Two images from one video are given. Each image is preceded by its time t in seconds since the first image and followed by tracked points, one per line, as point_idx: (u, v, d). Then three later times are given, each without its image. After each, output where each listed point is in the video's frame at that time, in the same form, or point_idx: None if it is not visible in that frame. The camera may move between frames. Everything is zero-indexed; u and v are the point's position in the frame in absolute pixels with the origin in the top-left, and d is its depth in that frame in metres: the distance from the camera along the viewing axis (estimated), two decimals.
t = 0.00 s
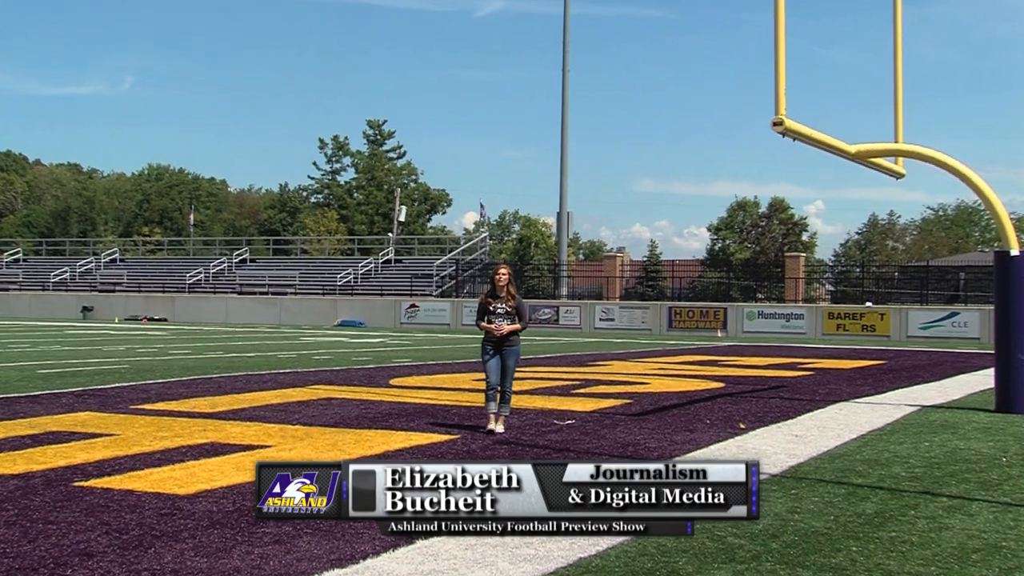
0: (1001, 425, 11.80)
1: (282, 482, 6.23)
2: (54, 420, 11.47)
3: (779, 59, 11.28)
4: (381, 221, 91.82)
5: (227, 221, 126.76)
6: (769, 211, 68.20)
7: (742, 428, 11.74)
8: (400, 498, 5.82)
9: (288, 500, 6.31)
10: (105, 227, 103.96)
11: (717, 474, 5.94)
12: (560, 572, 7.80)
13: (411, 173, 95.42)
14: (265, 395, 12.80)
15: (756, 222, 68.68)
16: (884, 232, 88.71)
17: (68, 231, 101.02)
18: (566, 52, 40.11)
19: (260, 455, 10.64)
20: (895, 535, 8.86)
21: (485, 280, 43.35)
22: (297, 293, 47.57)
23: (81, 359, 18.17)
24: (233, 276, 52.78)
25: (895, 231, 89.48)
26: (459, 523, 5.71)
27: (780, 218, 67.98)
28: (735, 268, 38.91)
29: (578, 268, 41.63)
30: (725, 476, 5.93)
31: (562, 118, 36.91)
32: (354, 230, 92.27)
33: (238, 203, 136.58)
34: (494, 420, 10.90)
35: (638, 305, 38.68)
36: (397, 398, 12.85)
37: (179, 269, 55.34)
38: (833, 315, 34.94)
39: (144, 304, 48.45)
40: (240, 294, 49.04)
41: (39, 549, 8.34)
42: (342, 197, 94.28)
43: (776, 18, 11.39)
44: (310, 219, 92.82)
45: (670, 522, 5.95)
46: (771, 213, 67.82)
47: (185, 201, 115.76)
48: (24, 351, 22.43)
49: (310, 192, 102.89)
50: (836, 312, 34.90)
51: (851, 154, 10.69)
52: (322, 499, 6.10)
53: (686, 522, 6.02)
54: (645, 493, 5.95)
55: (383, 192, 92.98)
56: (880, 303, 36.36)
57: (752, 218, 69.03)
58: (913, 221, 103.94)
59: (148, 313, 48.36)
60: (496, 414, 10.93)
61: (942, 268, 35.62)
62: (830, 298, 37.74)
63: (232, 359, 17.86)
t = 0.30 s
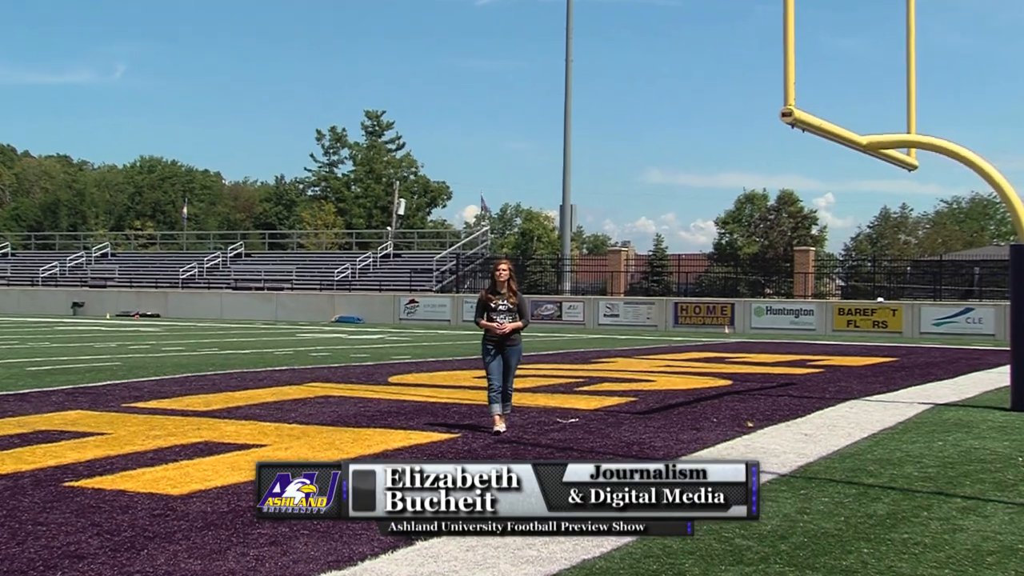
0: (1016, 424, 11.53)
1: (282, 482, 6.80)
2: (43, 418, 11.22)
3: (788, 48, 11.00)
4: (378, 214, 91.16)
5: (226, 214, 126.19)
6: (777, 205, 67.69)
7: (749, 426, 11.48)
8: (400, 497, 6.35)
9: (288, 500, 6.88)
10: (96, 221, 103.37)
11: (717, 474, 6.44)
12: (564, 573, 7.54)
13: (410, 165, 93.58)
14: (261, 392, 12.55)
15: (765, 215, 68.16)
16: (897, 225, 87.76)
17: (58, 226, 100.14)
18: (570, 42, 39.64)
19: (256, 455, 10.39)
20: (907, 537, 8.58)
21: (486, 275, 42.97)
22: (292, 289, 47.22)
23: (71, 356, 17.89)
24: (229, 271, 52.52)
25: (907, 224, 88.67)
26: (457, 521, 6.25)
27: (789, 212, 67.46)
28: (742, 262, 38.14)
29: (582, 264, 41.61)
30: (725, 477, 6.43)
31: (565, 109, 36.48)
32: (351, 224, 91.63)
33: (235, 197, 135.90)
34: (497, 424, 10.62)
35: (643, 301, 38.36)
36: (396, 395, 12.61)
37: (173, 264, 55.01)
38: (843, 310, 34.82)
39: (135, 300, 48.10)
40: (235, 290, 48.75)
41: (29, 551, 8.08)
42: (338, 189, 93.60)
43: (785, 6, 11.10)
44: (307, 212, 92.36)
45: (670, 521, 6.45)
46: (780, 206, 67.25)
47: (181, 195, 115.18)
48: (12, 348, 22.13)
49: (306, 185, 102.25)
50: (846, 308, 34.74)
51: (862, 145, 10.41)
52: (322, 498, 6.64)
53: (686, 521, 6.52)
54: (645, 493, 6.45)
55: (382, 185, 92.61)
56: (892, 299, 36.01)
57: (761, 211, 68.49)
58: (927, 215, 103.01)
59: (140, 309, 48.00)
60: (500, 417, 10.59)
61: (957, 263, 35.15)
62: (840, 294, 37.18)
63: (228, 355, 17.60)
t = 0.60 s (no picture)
0: None
1: (282, 482, 6.56)
2: (30, 419, 10.94)
3: (797, 38, 10.70)
4: (375, 208, 90.80)
5: (223, 209, 125.89)
6: (785, 199, 67.21)
7: (756, 427, 11.19)
8: (400, 497, 6.13)
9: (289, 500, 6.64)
10: (85, 215, 103.00)
11: (717, 474, 6.21)
12: None
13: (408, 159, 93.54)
14: (255, 392, 12.27)
15: (773, 210, 67.75)
16: (909, 220, 87.04)
17: (45, 221, 99.57)
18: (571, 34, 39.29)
19: (250, 457, 10.12)
20: (919, 540, 8.29)
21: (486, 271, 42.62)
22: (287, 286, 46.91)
23: (59, 355, 17.59)
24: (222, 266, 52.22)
25: (919, 219, 87.99)
26: (457, 521, 6.04)
27: (797, 206, 66.93)
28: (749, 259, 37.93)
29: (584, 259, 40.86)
30: (725, 477, 6.19)
31: (567, 101, 36.18)
32: (347, 218, 91.23)
33: (227, 192, 135.48)
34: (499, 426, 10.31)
35: (647, 298, 38.04)
36: (394, 395, 12.31)
37: (164, 260, 54.76)
38: (854, 308, 34.52)
39: (125, 297, 47.79)
40: (227, 286, 48.41)
41: (14, 556, 7.81)
42: (334, 183, 93.11)
43: None
44: (302, 207, 92.02)
45: (671, 522, 6.23)
46: (788, 200, 66.73)
47: (173, 188, 114.82)
48: None
49: (300, 179, 101.67)
50: (857, 305, 34.44)
51: (873, 138, 10.12)
52: (322, 498, 6.41)
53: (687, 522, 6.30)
54: (645, 493, 6.23)
55: (379, 178, 91.75)
56: (903, 296, 35.62)
57: (768, 205, 68.13)
58: (939, 209, 102.24)
59: (130, 306, 47.74)
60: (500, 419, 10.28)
61: (970, 259, 34.98)
62: (851, 290, 36.93)
63: (221, 354, 17.30)
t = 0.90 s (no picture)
0: None
1: (282, 482, 6.32)
2: (16, 421, 10.67)
3: (805, 30, 10.43)
4: (371, 204, 90.43)
5: (218, 204, 125.46)
6: (793, 194, 66.77)
7: (763, 428, 10.92)
8: (400, 498, 5.88)
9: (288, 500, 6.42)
10: (73, 210, 102.52)
11: (717, 474, 5.98)
12: None
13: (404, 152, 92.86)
14: (248, 392, 12.01)
15: (780, 205, 67.27)
16: (919, 216, 86.48)
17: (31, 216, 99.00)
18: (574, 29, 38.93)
19: (243, 459, 9.88)
20: (930, 545, 8.02)
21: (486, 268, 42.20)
22: (281, 284, 46.63)
23: (48, 354, 17.28)
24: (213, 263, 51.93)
25: (931, 215, 87.24)
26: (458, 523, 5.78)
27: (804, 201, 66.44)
28: (756, 256, 37.80)
29: (586, 257, 40.67)
30: (725, 477, 5.97)
31: (567, 96, 35.85)
32: (343, 214, 90.84)
33: (221, 188, 135.05)
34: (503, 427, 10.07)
35: (650, 297, 37.74)
36: (391, 396, 12.02)
37: (155, 257, 54.43)
38: (863, 306, 34.23)
39: (114, 295, 47.41)
40: (219, 283, 48.07)
41: None
42: (330, 178, 92.64)
43: None
44: (295, 202, 91.54)
45: (671, 522, 5.98)
46: (796, 196, 66.25)
47: (165, 182, 114.32)
48: None
49: (295, 173, 101.11)
50: (866, 304, 34.16)
51: (883, 131, 9.84)
52: (322, 499, 6.19)
53: (687, 523, 6.05)
54: (644, 492, 5.97)
55: (376, 173, 91.27)
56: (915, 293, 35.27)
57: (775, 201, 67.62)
58: (950, 206, 101.61)
59: (119, 304, 47.38)
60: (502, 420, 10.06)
61: (983, 257, 34.99)
62: (859, 287, 36.22)
63: (214, 353, 17.02)
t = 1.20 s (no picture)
0: None
1: (282, 482, 6.53)
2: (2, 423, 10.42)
3: (813, 22, 10.17)
4: (367, 200, 89.85)
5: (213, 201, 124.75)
6: (801, 190, 66.21)
7: (770, 430, 10.66)
8: (400, 498, 6.13)
9: (288, 501, 6.62)
10: (60, 206, 101.67)
11: (717, 474, 6.19)
12: None
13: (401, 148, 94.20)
14: (241, 393, 11.75)
15: (787, 201, 66.72)
16: (930, 213, 85.66)
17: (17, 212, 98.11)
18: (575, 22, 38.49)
19: (236, 462, 9.62)
20: (943, 551, 7.73)
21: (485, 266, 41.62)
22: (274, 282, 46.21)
23: (35, 355, 16.96)
24: (205, 261, 51.57)
25: (942, 212, 86.52)
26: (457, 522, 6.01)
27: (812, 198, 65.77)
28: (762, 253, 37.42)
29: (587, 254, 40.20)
30: (725, 477, 6.20)
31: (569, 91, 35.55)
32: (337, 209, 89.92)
33: (213, 183, 134.29)
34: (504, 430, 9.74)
35: (654, 295, 37.34)
36: (388, 397, 11.77)
37: (145, 254, 54.02)
38: (872, 305, 33.89)
39: (102, 294, 46.99)
40: (211, 281, 47.66)
41: None
42: (325, 173, 91.91)
43: None
44: (289, 197, 90.99)
45: (670, 521, 6.20)
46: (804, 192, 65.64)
47: (155, 178, 113.58)
48: None
49: (289, 169, 100.28)
50: (875, 302, 33.83)
51: (892, 125, 9.59)
52: (322, 499, 6.38)
53: (687, 522, 6.27)
54: (645, 493, 6.18)
55: (372, 167, 92.16)
56: (926, 292, 34.93)
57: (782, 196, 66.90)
58: (962, 202, 100.73)
59: (107, 303, 46.99)
60: (505, 422, 9.73)
61: (996, 254, 34.55)
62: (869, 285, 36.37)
63: (207, 353, 16.76)
